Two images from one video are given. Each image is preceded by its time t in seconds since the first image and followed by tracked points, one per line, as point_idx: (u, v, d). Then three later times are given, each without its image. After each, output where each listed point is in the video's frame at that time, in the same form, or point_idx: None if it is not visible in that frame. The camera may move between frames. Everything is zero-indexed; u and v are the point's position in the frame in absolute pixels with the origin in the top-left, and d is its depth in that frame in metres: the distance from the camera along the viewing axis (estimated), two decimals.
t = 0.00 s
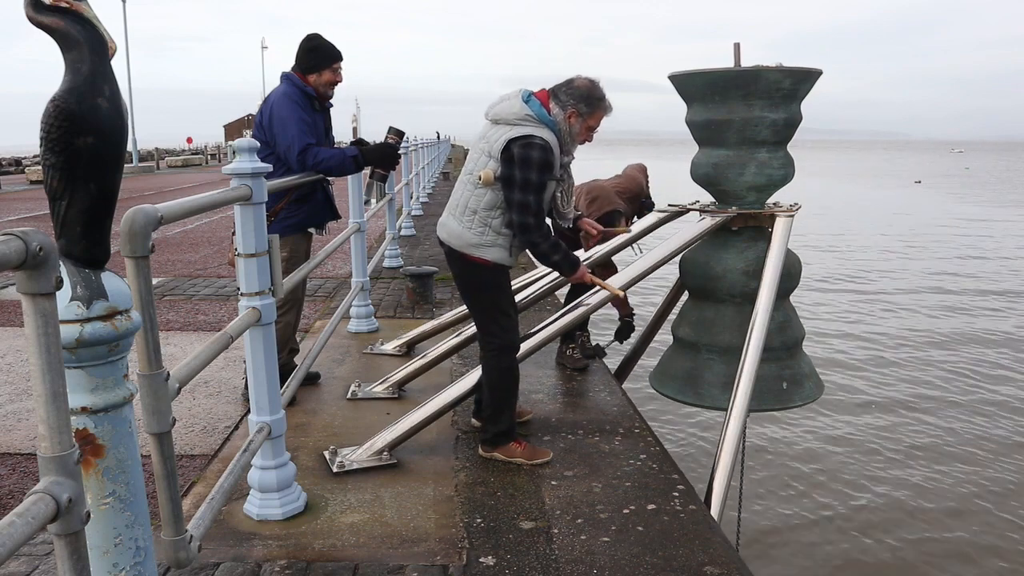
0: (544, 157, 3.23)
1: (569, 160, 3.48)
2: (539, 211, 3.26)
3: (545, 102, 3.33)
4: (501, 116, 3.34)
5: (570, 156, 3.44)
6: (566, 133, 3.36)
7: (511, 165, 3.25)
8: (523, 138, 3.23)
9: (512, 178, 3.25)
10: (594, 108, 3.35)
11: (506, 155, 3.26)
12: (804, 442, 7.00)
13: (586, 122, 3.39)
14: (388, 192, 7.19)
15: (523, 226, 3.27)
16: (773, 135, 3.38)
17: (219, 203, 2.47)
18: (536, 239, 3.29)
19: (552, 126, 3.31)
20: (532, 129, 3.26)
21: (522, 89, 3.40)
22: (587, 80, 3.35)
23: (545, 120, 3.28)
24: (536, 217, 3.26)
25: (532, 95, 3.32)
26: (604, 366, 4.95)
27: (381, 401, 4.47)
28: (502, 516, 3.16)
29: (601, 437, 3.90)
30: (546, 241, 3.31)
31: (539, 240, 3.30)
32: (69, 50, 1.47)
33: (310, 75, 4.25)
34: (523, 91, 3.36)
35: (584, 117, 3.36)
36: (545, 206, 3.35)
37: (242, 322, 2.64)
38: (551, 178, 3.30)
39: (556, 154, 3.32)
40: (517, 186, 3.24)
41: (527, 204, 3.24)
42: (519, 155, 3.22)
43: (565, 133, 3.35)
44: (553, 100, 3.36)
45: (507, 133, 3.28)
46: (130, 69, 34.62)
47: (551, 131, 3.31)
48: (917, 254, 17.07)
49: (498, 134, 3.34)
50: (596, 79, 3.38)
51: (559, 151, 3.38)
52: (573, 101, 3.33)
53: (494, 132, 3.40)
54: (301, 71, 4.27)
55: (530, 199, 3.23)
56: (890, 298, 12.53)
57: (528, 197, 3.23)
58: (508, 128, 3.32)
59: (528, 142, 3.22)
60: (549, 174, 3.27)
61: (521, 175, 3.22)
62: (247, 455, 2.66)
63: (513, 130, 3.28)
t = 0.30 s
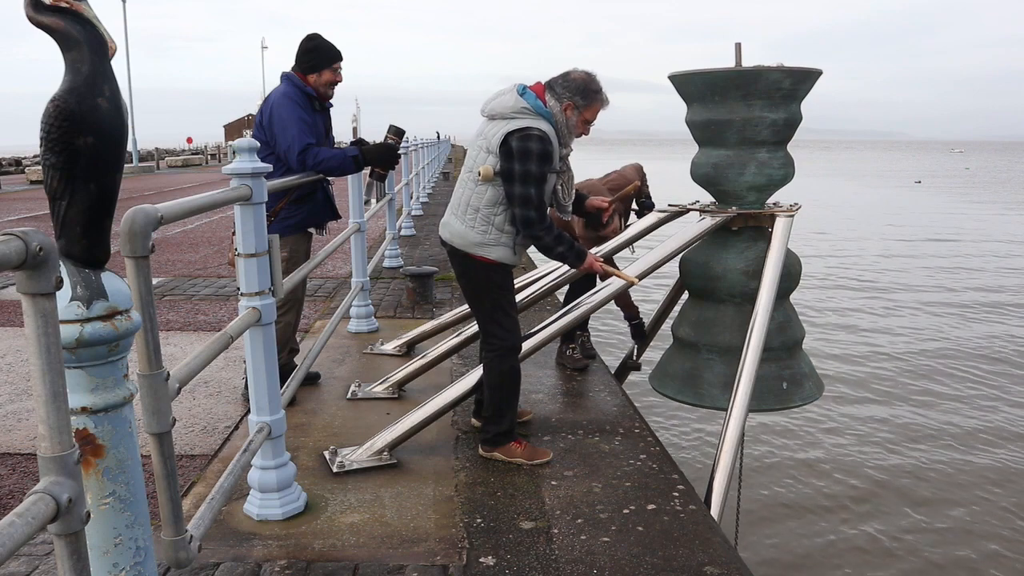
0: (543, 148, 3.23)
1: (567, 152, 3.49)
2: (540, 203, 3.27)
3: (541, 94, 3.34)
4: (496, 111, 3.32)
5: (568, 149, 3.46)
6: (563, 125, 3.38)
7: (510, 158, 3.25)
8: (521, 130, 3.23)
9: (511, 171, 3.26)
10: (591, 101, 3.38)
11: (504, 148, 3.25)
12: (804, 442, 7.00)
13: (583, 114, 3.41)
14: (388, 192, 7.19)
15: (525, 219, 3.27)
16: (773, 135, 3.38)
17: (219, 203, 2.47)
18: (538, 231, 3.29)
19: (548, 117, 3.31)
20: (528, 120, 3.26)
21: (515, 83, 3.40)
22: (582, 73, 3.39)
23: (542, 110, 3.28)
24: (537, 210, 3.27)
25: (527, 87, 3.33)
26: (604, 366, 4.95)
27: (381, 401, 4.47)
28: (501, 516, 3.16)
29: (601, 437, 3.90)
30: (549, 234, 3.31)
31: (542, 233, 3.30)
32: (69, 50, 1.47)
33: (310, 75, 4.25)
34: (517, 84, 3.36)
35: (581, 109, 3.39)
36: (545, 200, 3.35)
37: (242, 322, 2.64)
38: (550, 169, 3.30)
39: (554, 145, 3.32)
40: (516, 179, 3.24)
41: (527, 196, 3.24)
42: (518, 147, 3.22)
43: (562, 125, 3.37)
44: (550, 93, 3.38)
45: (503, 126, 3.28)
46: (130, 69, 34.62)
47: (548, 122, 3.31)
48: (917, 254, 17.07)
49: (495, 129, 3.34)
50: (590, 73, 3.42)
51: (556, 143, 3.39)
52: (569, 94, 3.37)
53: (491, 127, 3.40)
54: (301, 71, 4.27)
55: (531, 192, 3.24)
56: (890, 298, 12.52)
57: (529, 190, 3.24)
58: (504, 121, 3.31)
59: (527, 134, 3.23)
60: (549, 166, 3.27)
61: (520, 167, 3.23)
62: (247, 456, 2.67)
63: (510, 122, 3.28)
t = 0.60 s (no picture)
0: (539, 141, 3.23)
1: (564, 145, 3.49)
2: (538, 198, 3.27)
3: (534, 88, 3.34)
4: (491, 107, 3.32)
5: (565, 141, 3.46)
6: (559, 117, 3.38)
7: (507, 153, 3.25)
8: (517, 124, 3.22)
9: (508, 166, 3.26)
10: (584, 93, 3.38)
11: (500, 143, 3.25)
12: (804, 442, 6.99)
13: (578, 106, 3.41)
14: (388, 192, 7.19)
15: (524, 215, 3.27)
16: (773, 135, 3.38)
17: (219, 203, 2.47)
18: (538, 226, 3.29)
19: (542, 110, 3.31)
20: (523, 113, 3.26)
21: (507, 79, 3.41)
22: (576, 64, 3.39)
23: (536, 103, 3.29)
24: (536, 205, 3.26)
25: (520, 82, 3.33)
26: (604, 366, 4.95)
27: (381, 401, 4.47)
28: (501, 516, 3.15)
29: (601, 437, 3.90)
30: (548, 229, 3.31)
31: (540, 229, 3.30)
32: (69, 50, 1.47)
33: (310, 75, 4.25)
34: (510, 80, 3.37)
35: (575, 101, 3.39)
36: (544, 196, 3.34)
37: (242, 322, 2.64)
38: (547, 163, 3.30)
39: (550, 138, 3.32)
40: (513, 174, 3.24)
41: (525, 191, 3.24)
42: (514, 142, 3.22)
43: (557, 117, 3.37)
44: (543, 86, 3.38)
45: (499, 121, 3.28)
46: (130, 69, 34.62)
47: (543, 115, 3.31)
48: (917, 254, 17.06)
49: (490, 125, 3.34)
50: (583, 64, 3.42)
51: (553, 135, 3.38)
52: (562, 86, 3.37)
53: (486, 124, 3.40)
54: (301, 71, 4.27)
55: (530, 187, 3.24)
56: (891, 298, 12.52)
57: (527, 185, 3.24)
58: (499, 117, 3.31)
59: (522, 127, 3.22)
60: (546, 159, 3.27)
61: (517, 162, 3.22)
62: (247, 456, 2.66)
63: (506, 116, 3.28)
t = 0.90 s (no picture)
0: (540, 147, 3.24)
1: (565, 151, 3.48)
2: (537, 204, 3.27)
3: (537, 93, 3.34)
4: (493, 111, 3.33)
5: (566, 148, 3.44)
6: (560, 124, 3.36)
7: (507, 159, 3.25)
8: (518, 130, 3.23)
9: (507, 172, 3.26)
10: (587, 100, 3.36)
11: (501, 148, 3.25)
12: (805, 442, 6.99)
13: (580, 113, 3.39)
14: (388, 192, 7.19)
15: (522, 220, 3.27)
16: (773, 135, 3.38)
17: (219, 203, 2.47)
18: (535, 232, 3.29)
19: (545, 116, 3.31)
20: (525, 119, 3.26)
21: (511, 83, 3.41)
22: (579, 70, 3.37)
23: (538, 109, 3.28)
24: (535, 211, 3.27)
25: (524, 87, 3.33)
26: (605, 366, 4.95)
27: (381, 401, 4.47)
28: (501, 516, 3.15)
29: (601, 437, 3.90)
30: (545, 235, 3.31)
31: (537, 234, 3.30)
32: (69, 50, 1.47)
33: (310, 75, 4.25)
34: (514, 84, 3.37)
35: (577, 108, 3.36)
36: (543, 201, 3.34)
37: (242, 322, 2.64)
38: (547, 171, 3.30)
39: (551, 144, 3.32)
40: (513, 179, 3.24)
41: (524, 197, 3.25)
42: (516, 147, 3.22)
43: (559, 124, 3.35)
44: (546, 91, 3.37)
45: (500, 126, 3.28)
46: (130, 69, 34.63)
47: (544, 121, 3.31)
48: (917, 254, 17.06)
49: (492, 129, 3.34)
50: (588, 71, 3.40)
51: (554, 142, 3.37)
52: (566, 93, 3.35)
53: (487, 127, 3.40)
54: (301, 71, 4.27)
55: (529, 192, 3.24)
56: (891, 298, 12.52)
57: (527, 190, 3.24)
58: (501, 121, 3.32)
59: (524, 133, 3.23)
60: (546, 166, 3.27)
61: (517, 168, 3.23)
62: (247, 455, 2.66)
63: (508, 122, 3.28)
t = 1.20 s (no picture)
0: (537, 148, 3.23)
1: (563, 152, 3.48)
2: (534, 204, 3.27)
3: (535, 94, 3.34)
4: (490, 112, 3.34)
5: (564, 149, 3.44)
6: (558, 125, 3.36)
7: (504, 160, 3.25)
8: (516, 131, 3.23)
9: (505, 173, 3.26)
10: (585, 101, 3.36)
11: (499, 149, 3.26)
12: (805, 441, 6.98)
13: (578, 114, 3.39)
14: (388, 192, 7.19)
15: (520, 220, 3.27)
16: (773, 135, 3.38)
17: (219, 204, 2.47)
18: (533, 233, 3.29)
19: (542, 117, 3.31)
20: (522, 120, 3.26)
21: (509, 83, 3.41)
22: (578, 72, 3.36)
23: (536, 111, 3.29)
24: (532, 211, 3.27)
25: (521, 88, 3.33)
26: (605, 366, 4.95)
27: (381, 401, 4.47)
28: (501, 517, 3.15)
29: (601, 437, 3.90)
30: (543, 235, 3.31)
31: (535, 234, 3.30)
32: (69, 50, 1.47)
33: (310, 75, 4.25)
34: (512, 84, 3.37)
35: (575, 109, 3.36)
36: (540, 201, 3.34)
37: (242, 322, 2.64)
38: (544, 172, 3.30)
39: (549, 145, 3.32)
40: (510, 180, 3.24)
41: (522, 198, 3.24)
42: (513, 148, 3.22)
43: (557, 124, 3.35)
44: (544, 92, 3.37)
45: (498, 127, 3.29)
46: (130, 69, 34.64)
47: (542, 122, 3.31)
48: (918, 254, 17.05)
49: (490, 130, 3.35)
50: (586, 71, 3.39)
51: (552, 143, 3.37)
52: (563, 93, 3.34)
53: (486, 128, 3.40)
54: (301, 71, 4.27)
55: (526, 193, 3.24)
56: (891, 298, 12.51)
57: (524, 191, 3.24)
58: (499, 122, 3.32)
59: (521, 135, 3.22)
60: (543, 167, 3.27)
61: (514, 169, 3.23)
62: (247, 455, 2.67)
63: (505, 123, 3.28)
